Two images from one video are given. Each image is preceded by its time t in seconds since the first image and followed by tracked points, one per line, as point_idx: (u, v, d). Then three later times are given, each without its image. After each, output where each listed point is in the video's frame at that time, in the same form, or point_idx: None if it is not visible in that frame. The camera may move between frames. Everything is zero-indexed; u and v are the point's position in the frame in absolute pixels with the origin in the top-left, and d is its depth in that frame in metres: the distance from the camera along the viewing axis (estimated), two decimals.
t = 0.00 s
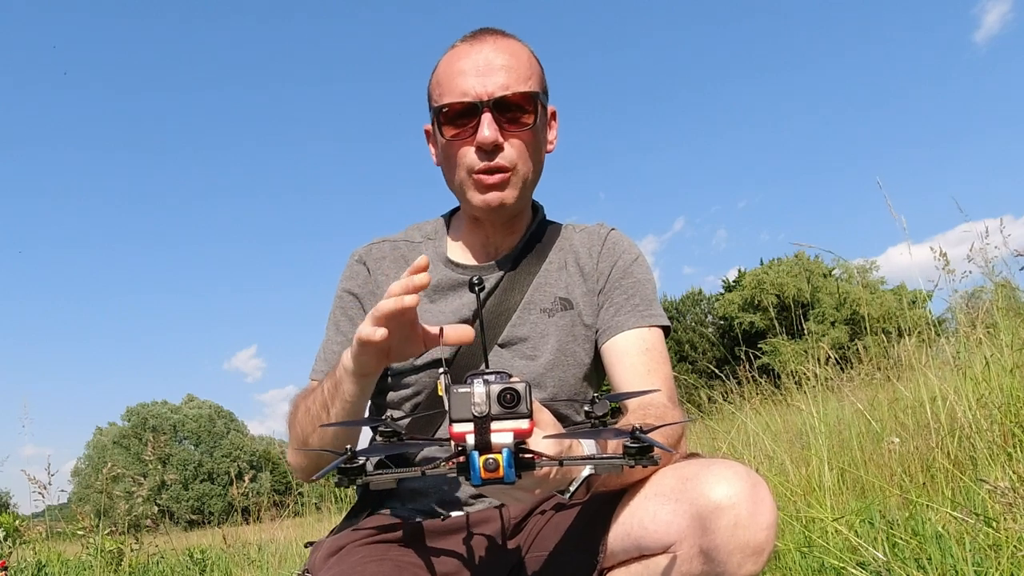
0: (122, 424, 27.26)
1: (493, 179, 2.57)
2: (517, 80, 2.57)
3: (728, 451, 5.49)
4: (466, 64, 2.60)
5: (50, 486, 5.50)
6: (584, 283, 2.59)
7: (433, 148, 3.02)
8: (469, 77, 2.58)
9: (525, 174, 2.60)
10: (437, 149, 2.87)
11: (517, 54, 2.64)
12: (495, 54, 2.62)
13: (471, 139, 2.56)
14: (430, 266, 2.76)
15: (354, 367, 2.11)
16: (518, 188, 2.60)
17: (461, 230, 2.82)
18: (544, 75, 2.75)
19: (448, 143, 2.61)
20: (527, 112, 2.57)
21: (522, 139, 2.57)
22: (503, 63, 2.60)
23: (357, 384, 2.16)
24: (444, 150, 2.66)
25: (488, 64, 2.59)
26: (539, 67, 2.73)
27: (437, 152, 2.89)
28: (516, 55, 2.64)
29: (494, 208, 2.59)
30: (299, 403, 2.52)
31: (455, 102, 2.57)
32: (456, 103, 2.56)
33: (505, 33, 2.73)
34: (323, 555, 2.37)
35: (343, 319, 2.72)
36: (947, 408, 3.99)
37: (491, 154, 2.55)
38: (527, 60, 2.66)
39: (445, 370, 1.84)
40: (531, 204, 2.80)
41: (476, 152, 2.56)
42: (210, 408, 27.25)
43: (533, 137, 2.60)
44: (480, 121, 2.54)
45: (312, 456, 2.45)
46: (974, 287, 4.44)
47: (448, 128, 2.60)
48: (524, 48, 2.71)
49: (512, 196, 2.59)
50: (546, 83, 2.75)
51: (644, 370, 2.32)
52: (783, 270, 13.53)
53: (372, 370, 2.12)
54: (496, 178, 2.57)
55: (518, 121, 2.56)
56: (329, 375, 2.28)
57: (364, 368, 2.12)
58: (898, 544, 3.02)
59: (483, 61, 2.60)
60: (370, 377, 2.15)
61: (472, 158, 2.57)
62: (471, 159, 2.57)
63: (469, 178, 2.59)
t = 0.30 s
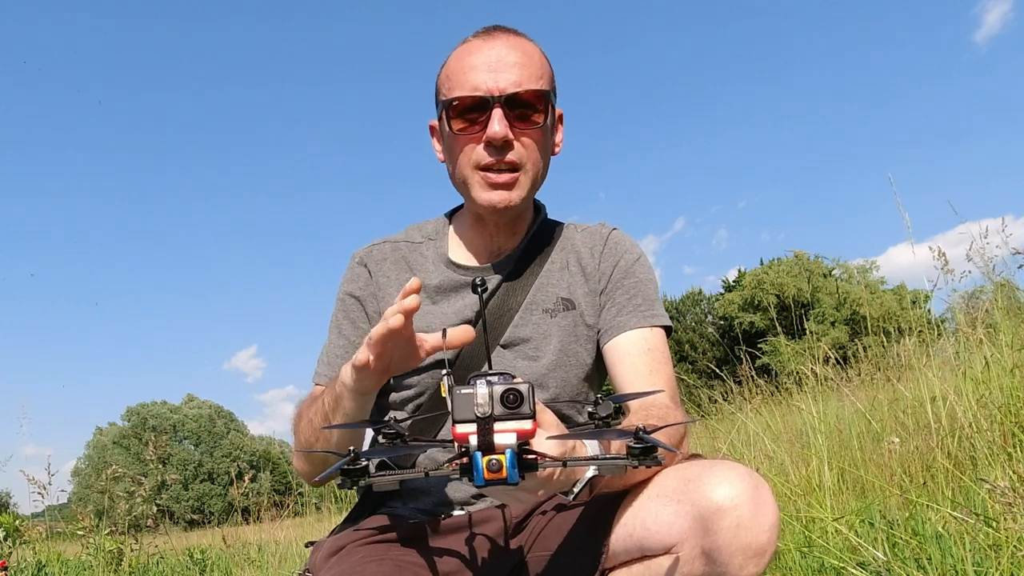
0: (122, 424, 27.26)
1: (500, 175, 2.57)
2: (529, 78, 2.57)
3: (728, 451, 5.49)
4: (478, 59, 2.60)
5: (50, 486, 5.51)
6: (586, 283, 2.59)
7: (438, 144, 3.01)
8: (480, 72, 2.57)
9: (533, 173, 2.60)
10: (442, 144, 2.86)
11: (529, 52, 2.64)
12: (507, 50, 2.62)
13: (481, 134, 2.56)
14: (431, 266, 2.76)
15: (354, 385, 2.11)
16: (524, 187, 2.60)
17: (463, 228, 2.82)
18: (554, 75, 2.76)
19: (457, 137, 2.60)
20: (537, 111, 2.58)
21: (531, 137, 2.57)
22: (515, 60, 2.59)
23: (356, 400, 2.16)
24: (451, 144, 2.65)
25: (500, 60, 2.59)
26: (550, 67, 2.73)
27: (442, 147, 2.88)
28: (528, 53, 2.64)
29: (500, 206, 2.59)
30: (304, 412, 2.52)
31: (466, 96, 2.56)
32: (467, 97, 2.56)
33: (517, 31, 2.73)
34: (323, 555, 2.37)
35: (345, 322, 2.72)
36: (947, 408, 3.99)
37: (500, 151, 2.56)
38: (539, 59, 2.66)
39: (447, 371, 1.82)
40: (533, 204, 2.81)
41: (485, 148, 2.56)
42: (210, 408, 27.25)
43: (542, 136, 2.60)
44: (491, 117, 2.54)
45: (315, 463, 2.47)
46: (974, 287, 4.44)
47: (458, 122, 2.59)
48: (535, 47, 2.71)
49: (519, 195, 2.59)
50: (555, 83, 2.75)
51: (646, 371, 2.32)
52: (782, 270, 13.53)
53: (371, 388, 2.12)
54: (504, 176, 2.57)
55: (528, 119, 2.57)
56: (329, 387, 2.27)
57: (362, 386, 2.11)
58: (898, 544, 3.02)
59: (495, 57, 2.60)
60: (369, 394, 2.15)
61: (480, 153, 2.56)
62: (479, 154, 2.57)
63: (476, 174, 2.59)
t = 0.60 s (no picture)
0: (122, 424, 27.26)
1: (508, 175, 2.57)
2: (539, 80, 2.58)
3: (728, 451, 5.49)
4: (488, 59, 2.60)
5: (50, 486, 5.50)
6: (587, 284, 2.59)
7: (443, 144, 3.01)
8: (490, 72, 2.57)
9: (540, 175, 2.61)
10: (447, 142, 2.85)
11: (539, 54, 2.64)
12: (518, 51, 2.62)
13: (490, 133, 2.56)
14: (431, 267, 2.76)
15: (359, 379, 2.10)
16: (531, 188, 2.60)
17: (466, 228, 2.82)
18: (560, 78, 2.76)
19: (465, 135, 2.60)
20: (547, 113, 2.58)
21: (540, 139, 2.58)
22: (525, 61, 2.60)
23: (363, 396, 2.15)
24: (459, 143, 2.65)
25: (510, 61, 2.59)
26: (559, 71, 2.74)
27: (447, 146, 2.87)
28: (537, 55, 2.64)
29: (507, 207, 2.59)
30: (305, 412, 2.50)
31: (476, 95, 2.56)
32: (477, 96, 2.56)
33: (527, 32, 2.73)
34: (323, 556, 2.37)
35: (344, 324, 2.72)
36: (947, 408, 3.99)
37: (509, 151, 2.56)
38: (548, 62, 2.67)
39: (455, 361, 1.83)
40: (536, 207, 2.81)
41: (494, 147, 2.56)
42: (210, 408, 27.26)
43: (550, 139, 2.61)
44: (501, 116, 2.54)
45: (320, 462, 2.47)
46: (974, 287, 4.43)
47: (467, 121, 2.59)
48: (544, 49, 2.72)
49: (526, 196, 2.59)
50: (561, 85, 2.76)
51: (647, 370, 2.32)
52: (782, 269, 13.51)
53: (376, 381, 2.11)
54: (511, 177, 2.57)
55: (537, 121, 2.57)
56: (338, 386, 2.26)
57: (368, 380, 2.10)
58: (898, 544, 3.02)
59: (505, 57, 2.59)
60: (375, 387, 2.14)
61: (489, 152, 2.56)
62: (487, 154, 2.57)
63: (484, 174, 2.58)
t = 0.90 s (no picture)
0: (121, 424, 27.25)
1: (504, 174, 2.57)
2: (532, 78, 2.57)
3: (728, 451, 5.49)
4: (481, 59, 2.60)
5: (49, 486, 5.50)
6: (587, 283, 2.59)
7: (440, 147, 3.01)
8: (484, 72, 2.57)
9: (536, 172, 2.61)
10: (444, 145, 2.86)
11: (532, 53, 2.64)
12: (511, 50, 2.62)
13: (485, 133, 2.56)
14: (432, 262, 2.75)
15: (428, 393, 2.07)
16: (528, 186, 2.60)
17: (465, 228, 2.82)
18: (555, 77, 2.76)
19: (461, 136, 2.60)
20: (541, 111, 2.59)
21: (535, 137, 2.58)
22: (519, 60, 2.59)
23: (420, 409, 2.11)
24: (455, 143, 2.66)
25: (503, 60, 2.58)
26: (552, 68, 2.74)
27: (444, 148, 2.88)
28: (530, 54, 2.64)
29: (504, 204, 2.59)
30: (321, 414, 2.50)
31: (470, 95, 2.57)
32: (471, 97, 2.56)
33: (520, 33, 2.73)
34: (323, 556, 2.37)
35: (345, 320, 2.70)
36: (947, 408, 3.99)
37: (504, 149, 2.56)
38: (541, 60, 2.67)
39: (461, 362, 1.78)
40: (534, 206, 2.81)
41: (489, 146, 2.56)
42: (210, 408, 27.26)
43: (545, 137, 2.61)
44: (495, 116, 2.55)
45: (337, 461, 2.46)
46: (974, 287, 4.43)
47: (462, 122, 2.59)
48: (537, 48, 2.72)
49: (523, 193, 2.59)
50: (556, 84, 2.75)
51: (648, 371, 2.32)
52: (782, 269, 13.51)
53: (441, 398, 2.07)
54: (507, 175, 2.57)
55: (531, 119, 2.57)
56: (376, 394, 2.25)
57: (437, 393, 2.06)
58: (898, 544, 3.02)
59: (498, 57, 2.59)
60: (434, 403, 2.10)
61: (485, 151, 2.57)
62: (483, 153, 2.57)
63: (481, 173, 2.59)
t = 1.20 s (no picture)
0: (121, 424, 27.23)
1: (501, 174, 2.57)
2: (528, 79, 2.57)
3: (728, 451, 5.50)
4: (477, 61, 2.60)
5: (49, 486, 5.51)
6: (587, 284, 2.59)
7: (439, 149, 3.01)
8: (480, 74, 2.57)
9: (534, 172, 2.60)
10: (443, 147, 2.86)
11: (527, 54, 2.64)
12: (506, 52, 2.61)
13: (481, 134, 2.56)
14: (432, 264, 2.75)
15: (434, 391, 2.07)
16: (526, 186, 2.60)
17: (465, 231, 2.82)
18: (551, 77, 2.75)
19: (457, 138, 2.61)
20: (537, 111, 2.59)
21: (531, 137, 2.58)
22: (514, 61, 2.59)
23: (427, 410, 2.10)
24: (452, 145, 2.66)
25: (499, 61, 2.58)
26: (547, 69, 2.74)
27: (443, 150, 2.88)
28: (526, 54, 2.64)
29: (502, 205, 2.58)
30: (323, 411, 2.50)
31: (466, 97, 2.57)
32: (467, 98, 2.57)
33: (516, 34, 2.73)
34: (323, 556, 2.37)
35: (346, 321, 2.70)
36: (947, 408, 3.99)
37: (501, 150, 2.56)
38: (537, 60, 2.67)
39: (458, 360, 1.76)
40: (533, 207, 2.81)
41: (486, 148, 2.56)
42: (210, 408, 27.26)
43: (541, 136, 2.61)
44: (491, 117, 2.55)
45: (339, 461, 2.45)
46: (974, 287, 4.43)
47: (458, 124, 2.59)
48: (533, 49, 2.71)
49: (520, 194, 2.59)
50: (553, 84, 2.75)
51: (647, 371, 2.32)
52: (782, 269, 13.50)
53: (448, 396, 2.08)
54: (505, 175, 2.57)
55: (528, 119, 2.57)
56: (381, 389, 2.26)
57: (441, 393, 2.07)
58: (898, 544, 3.02)
59: (494, 58, 2.59)
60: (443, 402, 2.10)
61: (481, 151, 2.57)
62: (480, 154, 2.57)
63: (478, 174, 2.59)
